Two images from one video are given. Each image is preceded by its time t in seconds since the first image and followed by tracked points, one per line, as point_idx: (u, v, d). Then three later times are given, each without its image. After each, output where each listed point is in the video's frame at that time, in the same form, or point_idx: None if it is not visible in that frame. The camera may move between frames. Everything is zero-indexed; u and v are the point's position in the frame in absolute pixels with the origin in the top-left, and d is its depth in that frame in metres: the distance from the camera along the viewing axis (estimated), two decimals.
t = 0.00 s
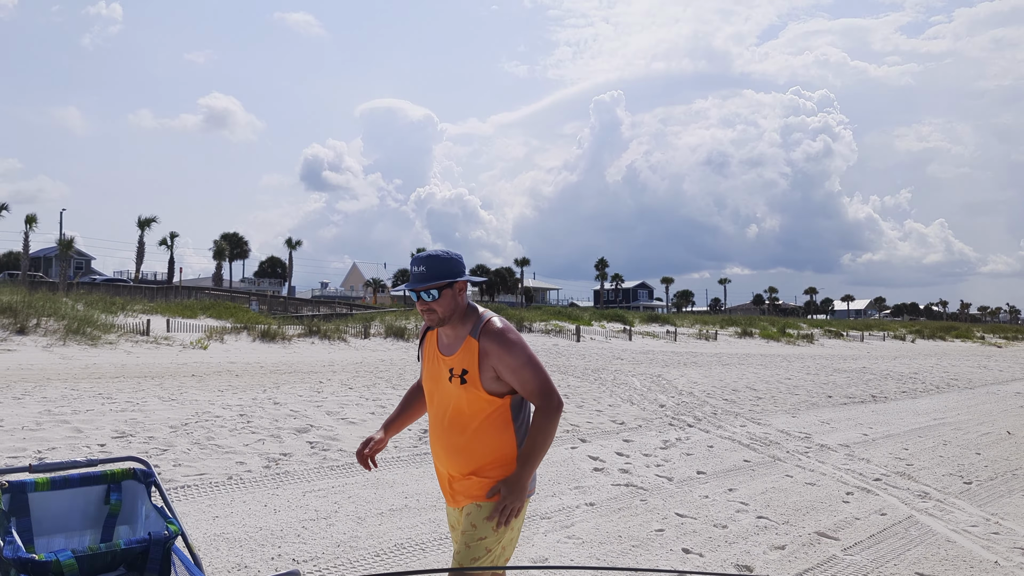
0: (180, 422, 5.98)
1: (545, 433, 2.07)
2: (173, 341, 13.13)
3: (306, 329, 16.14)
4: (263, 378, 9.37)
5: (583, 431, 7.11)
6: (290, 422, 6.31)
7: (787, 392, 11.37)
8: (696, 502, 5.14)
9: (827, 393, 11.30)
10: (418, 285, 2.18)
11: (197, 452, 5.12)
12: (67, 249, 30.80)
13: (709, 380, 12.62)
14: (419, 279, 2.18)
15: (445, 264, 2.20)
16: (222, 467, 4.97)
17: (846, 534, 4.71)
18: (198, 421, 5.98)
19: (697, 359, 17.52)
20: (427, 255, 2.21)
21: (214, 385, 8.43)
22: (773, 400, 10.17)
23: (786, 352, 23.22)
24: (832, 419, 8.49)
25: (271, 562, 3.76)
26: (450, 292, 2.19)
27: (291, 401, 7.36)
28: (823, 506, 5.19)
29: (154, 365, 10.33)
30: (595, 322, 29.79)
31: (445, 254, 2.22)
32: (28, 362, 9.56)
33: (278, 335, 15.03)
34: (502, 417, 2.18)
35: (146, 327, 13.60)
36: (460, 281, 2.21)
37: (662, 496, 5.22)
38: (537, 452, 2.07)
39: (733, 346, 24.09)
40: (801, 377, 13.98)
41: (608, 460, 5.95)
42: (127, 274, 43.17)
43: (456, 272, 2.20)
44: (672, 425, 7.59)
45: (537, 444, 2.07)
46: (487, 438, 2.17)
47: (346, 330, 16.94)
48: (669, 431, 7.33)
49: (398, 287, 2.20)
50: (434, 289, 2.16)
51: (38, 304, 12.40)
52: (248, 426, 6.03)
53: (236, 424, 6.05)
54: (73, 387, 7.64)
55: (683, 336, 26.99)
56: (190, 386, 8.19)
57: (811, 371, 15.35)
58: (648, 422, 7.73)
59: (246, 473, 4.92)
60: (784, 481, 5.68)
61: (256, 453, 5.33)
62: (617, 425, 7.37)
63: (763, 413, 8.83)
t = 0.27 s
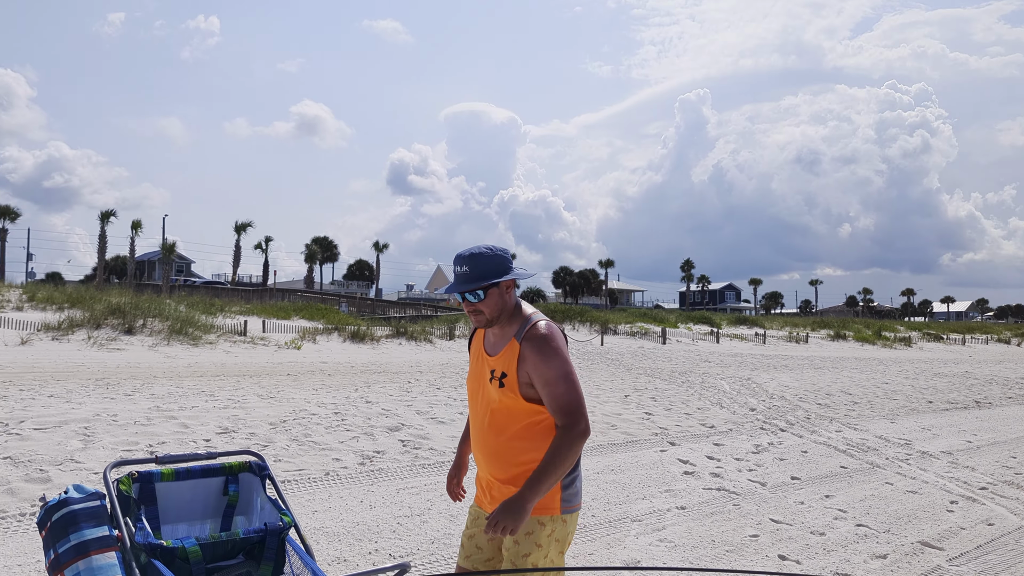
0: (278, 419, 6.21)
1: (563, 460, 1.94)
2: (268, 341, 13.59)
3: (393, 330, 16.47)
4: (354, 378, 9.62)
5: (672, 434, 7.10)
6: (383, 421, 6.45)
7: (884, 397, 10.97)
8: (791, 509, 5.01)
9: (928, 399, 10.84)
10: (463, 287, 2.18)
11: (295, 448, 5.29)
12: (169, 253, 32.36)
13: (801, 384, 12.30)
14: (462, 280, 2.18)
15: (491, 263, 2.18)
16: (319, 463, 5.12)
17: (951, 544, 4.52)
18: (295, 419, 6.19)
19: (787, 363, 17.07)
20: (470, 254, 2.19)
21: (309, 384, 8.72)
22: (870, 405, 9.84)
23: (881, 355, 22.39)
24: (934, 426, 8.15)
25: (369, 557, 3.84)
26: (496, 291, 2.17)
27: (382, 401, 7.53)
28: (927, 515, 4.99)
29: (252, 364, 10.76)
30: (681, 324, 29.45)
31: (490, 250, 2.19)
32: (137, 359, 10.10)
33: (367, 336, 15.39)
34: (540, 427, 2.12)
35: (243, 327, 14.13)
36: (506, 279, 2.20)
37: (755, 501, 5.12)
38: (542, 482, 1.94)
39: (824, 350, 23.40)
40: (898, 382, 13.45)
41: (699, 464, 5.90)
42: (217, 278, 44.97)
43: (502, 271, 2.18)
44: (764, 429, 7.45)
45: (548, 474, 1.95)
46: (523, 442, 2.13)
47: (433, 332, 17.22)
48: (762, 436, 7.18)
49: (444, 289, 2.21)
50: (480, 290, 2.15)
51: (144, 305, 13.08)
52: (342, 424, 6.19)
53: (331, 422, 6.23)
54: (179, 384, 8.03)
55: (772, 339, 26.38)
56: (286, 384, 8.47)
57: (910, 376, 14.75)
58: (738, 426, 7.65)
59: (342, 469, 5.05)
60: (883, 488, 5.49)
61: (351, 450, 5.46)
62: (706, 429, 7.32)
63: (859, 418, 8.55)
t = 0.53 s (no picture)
0: (336, 414, 6.47)
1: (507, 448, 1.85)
2: (323, 337, 13.84)
3: (444, 325, 16.66)
4: (408, 373, 9.75)
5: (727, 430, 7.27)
6: (438, 416, 6.55)
7: (946, 394, 10.74)
8: (850, 508, 4.95)
9: (992, 397, 10.58)
10: (464, 290, 2.19)
11: (354, 442, 5.40)
12: (226, 249, 33.17)
13: (858, 381, 12.13)
14: (461, 283, 2.19)
15: (486, 260, 2.18)
16: (377, 457, 5.21)
17: (1018, 545, 4.41)
18: (352, 415, 6.34)
19: (844, 360, 16.81)
20: (464, 255, 2.19)
21: (366, 380, 8.90)
22: (931, 403, 9.64)
23: (940, 352, 21.89)
24: (998, 424, 7.95)
25: (428, 549, 3.90)
26: (497, 288, 2.19)
27: (436, 396, 7.62)
28: (991, 516, 4.88)
29: (308, 359, 11.00)
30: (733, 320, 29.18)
31: (484, 247, 2.19)
32: (198, 354, 10.39)
33: (418, 332, 15.58)
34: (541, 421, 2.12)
35: (298, 323, 14.42)
36: (505, 274, 2.20)
37: (813, 500, 5.08)
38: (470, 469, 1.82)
39: (881, 346, 22.97)
40: (960, 379, 13.15)
41: (755, 461, 5.91)
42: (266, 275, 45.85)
43: (500, 266, 2.19)
44: (821, 427, 7.42)
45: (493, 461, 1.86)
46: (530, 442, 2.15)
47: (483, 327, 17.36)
48: (821, 435, 7.10)
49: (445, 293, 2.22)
50: (480, 289, 2.17)
51: (203, 301, 13.44)
52: (398, 419, 6.30)
53: (388, 417, 6.34)
54: (240, 380, 8.26)
55: (827, 336, 25.97)
56: (342, 380, 8.63)
57: (973, 373, 14.40)
58: (794, 424, 7.63)
59: (399, 463, 5.13)
60: (946, 488, 5.38)
61: (407, 445, 5.54)
62: (760, 425, 7.46)
63: (920, 416, 8.39)
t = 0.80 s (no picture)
0: (428, 397, 6.77)
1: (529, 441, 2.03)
2: (411, 322, 14.18)
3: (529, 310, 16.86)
4: (495, 357, 9.95)
5: (820, 414, 7.25)
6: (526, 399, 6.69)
7: None
8: (951, 493, 4.82)
9: None
10: (482, 287, 2.23)
11: (447, 425, 5.59)
12: (314, 239, 34.22)
13: (958, 364, 11.75)
14: (479, 282, 2.24)
15: (501, 255, 2.22)
16: (469, 440, 5.37)
17: None
18: (444, 398, 6.60)
19: (942, 342, 16.23)
20: (478, 253, 2.22)
21: (454, 365, 9.11)
22: None
23: None
24: None
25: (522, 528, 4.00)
26: (515, 282, 2.25)
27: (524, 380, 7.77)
28: None
29: (397, 344, 11.31)
30: (824, 302, 28.50)
31: (497, 242, 2.23)
32: (294, 339, 10.83)
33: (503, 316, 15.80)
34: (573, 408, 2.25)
35: (387, 309, 14.85)
36: (520, 266, 2.25)
37: (911, 485, 4.97)
38: (494, 472, 2.00)
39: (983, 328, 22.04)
40: None
41: (849, 446, 5.86)
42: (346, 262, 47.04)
43: (515, 260, 2.23)
44: (919, 412, 7.30)
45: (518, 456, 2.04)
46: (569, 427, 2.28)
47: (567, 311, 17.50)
48: (920, 421, 6.92)
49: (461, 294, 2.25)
50: (499, 286, 2.22)
51: (297, 288, 13.96)
52: (489, 403, 6.47)
53: (478, 401, 6.52)
54: (335, 365, 8.61)
55: (924, 318, 25.11)
56: (432, 364, 8.89)
57: None
58: (890, 408, 7.53)
59: (490, 444, 5.27)
60: None
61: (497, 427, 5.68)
62: (856, 409, 7.41)
63: None
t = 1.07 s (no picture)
0: (472, 389, 6.85)
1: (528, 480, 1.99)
2: (451, 313, 14.30)
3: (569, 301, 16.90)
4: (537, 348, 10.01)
5: (867, 405, 7.20)
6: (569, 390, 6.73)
7: None
8: (1003, 486, 4.75)
9: None
10: (490, 309, 2.16)
11: (491, 416, 5.65)
12: (355, 232, 34.57)
13: (1010, 355, 11.51)
14: (481, 306, 2.16)
15: (503, 270, 2.14)
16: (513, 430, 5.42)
17: None
18: (487, 389, 6.69)
19: (993, 332, 15.89)
20: (479, 273, 2.13)
21: (496, 356, 9.18)
22: None
23: None
24: None
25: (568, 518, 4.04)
26: (519, 297, 2.19)
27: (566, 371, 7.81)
28: None
29: (439, 335, 11.41)
30: (868, 292, 28.06)
31: (496, 256, 2.14)
32: (337, 330, 11.00)
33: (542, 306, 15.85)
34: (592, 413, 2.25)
35: (427, 300, 14.99)
36: (525, 276, 2.18)
37: (962, 477, 4.91)
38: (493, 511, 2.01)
39: None
40: None
41: (897, 438, 5.81)
42: (383, 255, 47.42)
43: (518, 271, 2.16)
44: (970, 404, 7.20)
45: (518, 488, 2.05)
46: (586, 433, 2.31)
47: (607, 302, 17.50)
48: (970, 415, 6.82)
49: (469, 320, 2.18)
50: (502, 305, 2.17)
51: (339, 280, 14.15)
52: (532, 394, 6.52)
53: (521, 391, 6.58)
54: (378, 356, 8.74)
55: (972, 308, 24.60)
56: (474, 355, 8.97)
57: None
58: (939, 400, 7.44)
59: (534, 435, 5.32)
60: None
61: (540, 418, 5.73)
62: (904, 401, 7.35)
63: None
